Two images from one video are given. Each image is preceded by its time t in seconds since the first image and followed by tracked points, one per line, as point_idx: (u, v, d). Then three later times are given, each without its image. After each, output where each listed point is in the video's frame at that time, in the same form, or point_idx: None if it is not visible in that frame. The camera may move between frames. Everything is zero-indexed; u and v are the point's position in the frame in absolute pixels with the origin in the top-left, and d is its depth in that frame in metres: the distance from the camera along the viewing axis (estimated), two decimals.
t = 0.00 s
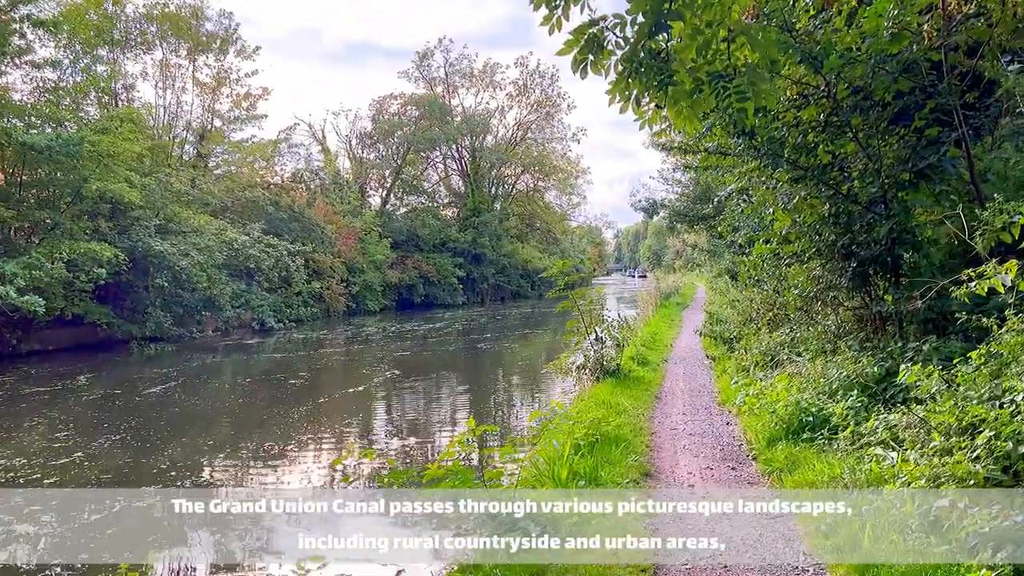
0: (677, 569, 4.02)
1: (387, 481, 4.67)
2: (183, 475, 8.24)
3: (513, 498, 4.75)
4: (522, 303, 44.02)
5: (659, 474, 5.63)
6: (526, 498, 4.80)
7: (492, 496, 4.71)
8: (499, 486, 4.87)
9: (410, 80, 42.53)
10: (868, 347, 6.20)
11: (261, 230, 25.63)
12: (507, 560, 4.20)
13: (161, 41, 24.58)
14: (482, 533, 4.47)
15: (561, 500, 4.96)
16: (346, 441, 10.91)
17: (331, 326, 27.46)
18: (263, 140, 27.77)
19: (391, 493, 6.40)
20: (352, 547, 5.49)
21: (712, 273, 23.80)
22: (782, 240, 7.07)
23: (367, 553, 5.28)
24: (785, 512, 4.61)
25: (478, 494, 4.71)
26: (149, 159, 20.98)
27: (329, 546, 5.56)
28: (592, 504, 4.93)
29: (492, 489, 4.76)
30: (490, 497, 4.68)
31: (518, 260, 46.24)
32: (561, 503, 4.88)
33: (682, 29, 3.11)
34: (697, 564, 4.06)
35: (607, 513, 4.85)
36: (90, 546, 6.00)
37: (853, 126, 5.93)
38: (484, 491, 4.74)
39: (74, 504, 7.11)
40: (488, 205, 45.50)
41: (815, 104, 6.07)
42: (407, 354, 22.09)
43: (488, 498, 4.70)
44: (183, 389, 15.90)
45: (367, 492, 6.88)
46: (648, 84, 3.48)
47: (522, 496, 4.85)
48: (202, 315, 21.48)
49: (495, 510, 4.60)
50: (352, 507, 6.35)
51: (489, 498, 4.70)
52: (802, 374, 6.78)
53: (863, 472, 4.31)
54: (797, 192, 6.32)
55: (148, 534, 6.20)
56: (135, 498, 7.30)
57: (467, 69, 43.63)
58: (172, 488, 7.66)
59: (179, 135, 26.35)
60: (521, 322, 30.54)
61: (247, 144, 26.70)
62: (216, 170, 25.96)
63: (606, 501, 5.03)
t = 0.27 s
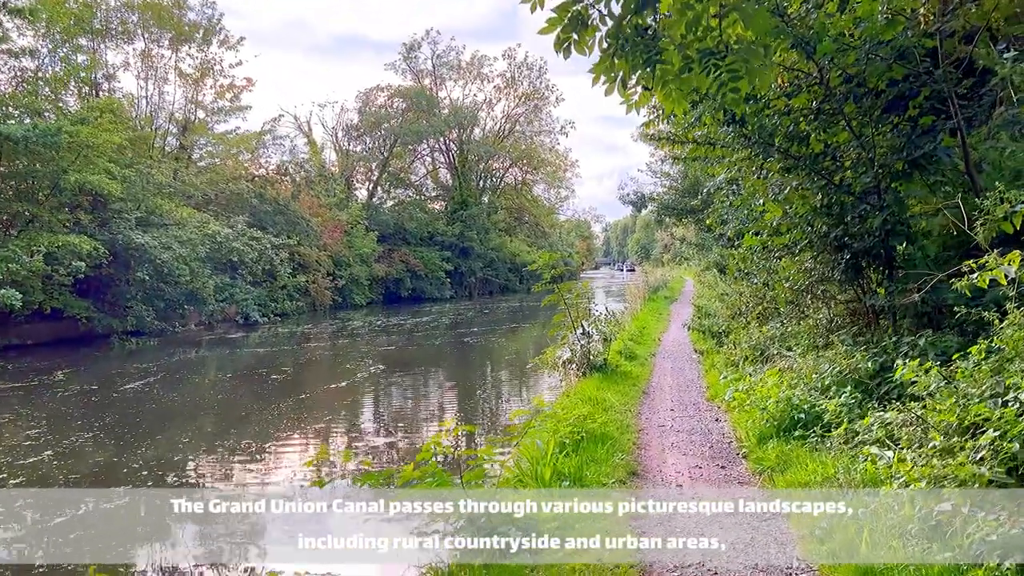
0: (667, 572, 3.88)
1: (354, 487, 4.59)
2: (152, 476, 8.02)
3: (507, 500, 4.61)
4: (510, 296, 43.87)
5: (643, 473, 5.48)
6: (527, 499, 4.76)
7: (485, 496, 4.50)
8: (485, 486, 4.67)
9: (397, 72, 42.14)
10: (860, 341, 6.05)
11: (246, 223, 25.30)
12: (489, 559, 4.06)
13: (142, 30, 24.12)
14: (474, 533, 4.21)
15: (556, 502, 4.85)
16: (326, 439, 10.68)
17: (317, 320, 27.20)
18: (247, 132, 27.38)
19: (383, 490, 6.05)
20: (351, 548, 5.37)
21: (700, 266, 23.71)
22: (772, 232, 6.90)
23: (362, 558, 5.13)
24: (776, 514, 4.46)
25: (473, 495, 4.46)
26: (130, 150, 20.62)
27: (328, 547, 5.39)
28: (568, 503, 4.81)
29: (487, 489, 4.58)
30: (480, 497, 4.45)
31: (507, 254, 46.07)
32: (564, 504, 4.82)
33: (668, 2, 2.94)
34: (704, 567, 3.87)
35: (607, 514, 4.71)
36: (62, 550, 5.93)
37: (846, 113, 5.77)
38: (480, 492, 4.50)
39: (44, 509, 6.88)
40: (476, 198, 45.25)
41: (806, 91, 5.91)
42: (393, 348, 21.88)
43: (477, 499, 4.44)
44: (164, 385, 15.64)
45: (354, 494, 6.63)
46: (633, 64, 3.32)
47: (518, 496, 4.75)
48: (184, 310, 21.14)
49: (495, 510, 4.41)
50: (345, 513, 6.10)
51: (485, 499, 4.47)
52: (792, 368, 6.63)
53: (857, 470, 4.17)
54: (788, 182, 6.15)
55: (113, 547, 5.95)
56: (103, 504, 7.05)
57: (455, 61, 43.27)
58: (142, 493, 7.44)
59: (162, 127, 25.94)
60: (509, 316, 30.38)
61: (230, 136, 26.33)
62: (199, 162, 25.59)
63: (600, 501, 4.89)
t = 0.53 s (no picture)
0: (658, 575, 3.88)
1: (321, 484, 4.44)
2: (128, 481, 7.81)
3: (511, 499, 4.52)
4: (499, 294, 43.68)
5: (634, 474, 5.42)
6: (529, 496, 4.65)
7: (486, 495, 4.37)
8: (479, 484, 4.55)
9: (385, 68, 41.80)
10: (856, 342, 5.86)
11: (231, 220, 24.98)
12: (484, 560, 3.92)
13: (125, 24, 23.72)
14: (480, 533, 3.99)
15: (565, 500, 4.84)
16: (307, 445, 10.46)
17: (303, 319, 26.92)
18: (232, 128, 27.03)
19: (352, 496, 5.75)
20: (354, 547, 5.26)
21: (689, 265, 23.59)
22: (765, 229, 6.69)
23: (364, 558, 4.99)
24: (768, 515, 4.41)
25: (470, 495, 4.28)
26: (112, 146, 20.27)
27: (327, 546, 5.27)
28: (566, 502, 4.75)
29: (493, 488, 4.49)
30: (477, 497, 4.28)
31: (496, 252, 45.88)
32: (567, 502, 4.77)
33: None
34: (709, 568, 3.89)
35: (609, 512, 4.73)
36: (43, 548, 5.79)
37: (842, 108, 5.57)
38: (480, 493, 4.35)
39: (17, 514, 6.67)
40: (464, 195, 45.05)
41: (801, 85, 5.69)
42: (380, 347, 21.64)
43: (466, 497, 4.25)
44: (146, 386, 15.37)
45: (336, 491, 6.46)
46: (623, 52, 3.11)
47: (522, 493, 4.66)
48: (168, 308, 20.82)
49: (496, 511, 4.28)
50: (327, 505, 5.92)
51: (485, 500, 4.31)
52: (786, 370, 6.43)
53: (855, 479, 4.00)
54: (783, 179, 5.94)
55: (87, 547, 5.76)
56: (76, 507, 6.80)
57: (443, 58, 42.96)
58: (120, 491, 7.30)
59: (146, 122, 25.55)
60: (498, 314, 30.19)
61: (215, 132, 25.96)
62: (183, 158, 25.24)
63: (602, 501, 4.88)
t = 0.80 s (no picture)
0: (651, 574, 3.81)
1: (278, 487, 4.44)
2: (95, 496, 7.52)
3: (507, 501, 4.63)
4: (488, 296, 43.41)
5: (622, 474, 5.39)
6: (528, 499, 4.75)
7: (481, 497, 4.53)
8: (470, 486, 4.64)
9: (374, 68, 41.50)
10: (851, 345, 5.64)
11: (215, 220, 24.64)
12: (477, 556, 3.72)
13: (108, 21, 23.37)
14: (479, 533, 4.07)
15: (565, 500, 4.82)
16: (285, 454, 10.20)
17: (289, 320, 26.59)
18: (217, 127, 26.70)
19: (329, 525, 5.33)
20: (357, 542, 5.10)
21: (679, 266, 23.42)
22: (757, 229, 6.46)
23: (365, 555, 4.54)
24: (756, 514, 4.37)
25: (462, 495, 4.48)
26: (92, 144, 19.92)
27: (325, 547, 4.87)
28: (566, 501, 4.76)
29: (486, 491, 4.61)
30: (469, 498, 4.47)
31: (485, 253, 45.61)
32: (567, 503, 4.76)
33: None
34: (709, 566, 3.80)
35: (609, 513, 4.64)
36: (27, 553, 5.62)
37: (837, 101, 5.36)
38: (474, 494, 4.52)
39: None
40: (454, 196, 44.76)
41: (794, 78, 5.49)
42: (367, 349, 21.35)
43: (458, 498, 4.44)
44: (126, 389, 15.08)
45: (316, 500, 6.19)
46: (606, 32, 2.90)
47: (517, 496, 4.75)
48: (150, 309, 20.53)
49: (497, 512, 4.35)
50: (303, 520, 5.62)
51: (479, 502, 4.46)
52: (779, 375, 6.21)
53: (854, 487, 3.82)
54: (775, 176, 5.72)
55: (55, 555, 5.54)
56: (36, 517, 6.52)
57: (432, 58, 42.70)
58: (85, 499, 7.05)
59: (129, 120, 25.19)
60: (486, 315, 29.94)
61: (200, 130, 25.62)
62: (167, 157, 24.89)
63: (601, 501, 4.83)
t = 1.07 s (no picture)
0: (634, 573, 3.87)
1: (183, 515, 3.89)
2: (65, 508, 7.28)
3: (508, 499, 4.61)
4: (476, 298, 43.16)
5: (606, 474, 5.41)
6: (528, 499, 4.75)
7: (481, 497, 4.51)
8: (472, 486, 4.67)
9: (361, 68, 41.20)
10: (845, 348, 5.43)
11: (199, 221, 24.32)
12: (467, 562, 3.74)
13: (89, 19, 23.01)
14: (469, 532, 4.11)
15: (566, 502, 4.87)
16: (266, 459, 10.00)
17: (274, 323, 26.28)
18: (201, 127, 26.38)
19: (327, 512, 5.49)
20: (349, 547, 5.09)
21: (668, 268, 23.27)
22: (747, 227, 6.25)
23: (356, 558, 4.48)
24: (736, 512, 4.41)
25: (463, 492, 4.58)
26: (71, 143, 19.57)
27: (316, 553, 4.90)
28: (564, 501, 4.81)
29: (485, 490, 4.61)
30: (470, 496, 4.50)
31: (473, 255, 45.38)
32: (566, 503, 4.81)
33: None
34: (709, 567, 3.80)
35: (610, 513, 4.68)
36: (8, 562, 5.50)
37: (830, 95, 5.17)
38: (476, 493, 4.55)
39: None
40: (442, 197, 44.50)
41: (788, 69, 5.27)
42: (352, 351, 21.09)
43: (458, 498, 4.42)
44: (104, 394, 14.77)
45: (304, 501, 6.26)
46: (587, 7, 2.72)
47: (518, 495, 4.74)
48: (131, 311, 20.20)
49: (496, 510, 4.40)
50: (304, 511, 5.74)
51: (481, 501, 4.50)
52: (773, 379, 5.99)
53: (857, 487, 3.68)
54: (767, 172, 5.52)
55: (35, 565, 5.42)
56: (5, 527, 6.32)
57: (420, 58, 42.46)
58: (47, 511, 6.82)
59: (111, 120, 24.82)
60: (474, 317, 29.71)
61: (183, 131, 25.29)
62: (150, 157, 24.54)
63: (601, 502, 4.87)
